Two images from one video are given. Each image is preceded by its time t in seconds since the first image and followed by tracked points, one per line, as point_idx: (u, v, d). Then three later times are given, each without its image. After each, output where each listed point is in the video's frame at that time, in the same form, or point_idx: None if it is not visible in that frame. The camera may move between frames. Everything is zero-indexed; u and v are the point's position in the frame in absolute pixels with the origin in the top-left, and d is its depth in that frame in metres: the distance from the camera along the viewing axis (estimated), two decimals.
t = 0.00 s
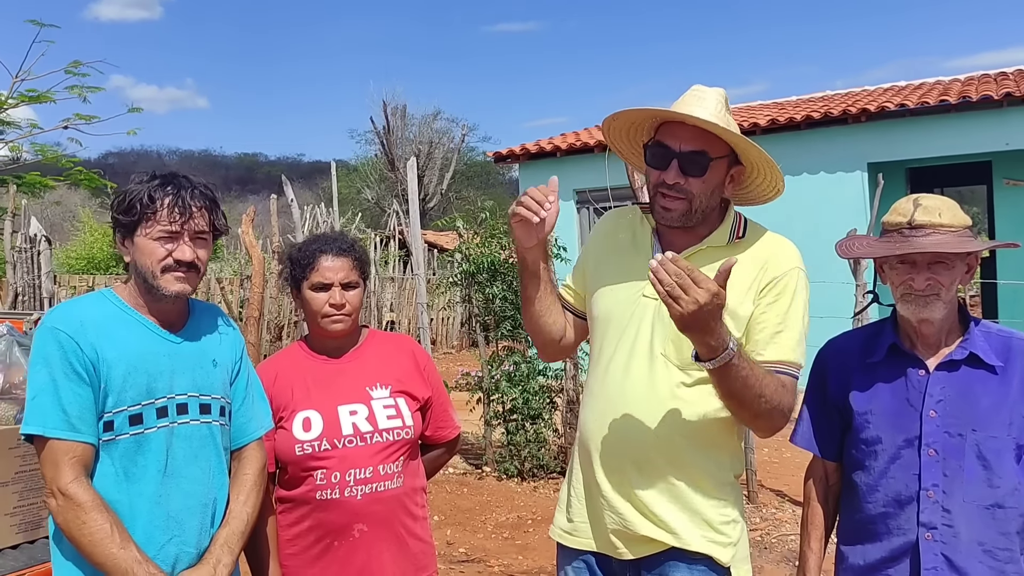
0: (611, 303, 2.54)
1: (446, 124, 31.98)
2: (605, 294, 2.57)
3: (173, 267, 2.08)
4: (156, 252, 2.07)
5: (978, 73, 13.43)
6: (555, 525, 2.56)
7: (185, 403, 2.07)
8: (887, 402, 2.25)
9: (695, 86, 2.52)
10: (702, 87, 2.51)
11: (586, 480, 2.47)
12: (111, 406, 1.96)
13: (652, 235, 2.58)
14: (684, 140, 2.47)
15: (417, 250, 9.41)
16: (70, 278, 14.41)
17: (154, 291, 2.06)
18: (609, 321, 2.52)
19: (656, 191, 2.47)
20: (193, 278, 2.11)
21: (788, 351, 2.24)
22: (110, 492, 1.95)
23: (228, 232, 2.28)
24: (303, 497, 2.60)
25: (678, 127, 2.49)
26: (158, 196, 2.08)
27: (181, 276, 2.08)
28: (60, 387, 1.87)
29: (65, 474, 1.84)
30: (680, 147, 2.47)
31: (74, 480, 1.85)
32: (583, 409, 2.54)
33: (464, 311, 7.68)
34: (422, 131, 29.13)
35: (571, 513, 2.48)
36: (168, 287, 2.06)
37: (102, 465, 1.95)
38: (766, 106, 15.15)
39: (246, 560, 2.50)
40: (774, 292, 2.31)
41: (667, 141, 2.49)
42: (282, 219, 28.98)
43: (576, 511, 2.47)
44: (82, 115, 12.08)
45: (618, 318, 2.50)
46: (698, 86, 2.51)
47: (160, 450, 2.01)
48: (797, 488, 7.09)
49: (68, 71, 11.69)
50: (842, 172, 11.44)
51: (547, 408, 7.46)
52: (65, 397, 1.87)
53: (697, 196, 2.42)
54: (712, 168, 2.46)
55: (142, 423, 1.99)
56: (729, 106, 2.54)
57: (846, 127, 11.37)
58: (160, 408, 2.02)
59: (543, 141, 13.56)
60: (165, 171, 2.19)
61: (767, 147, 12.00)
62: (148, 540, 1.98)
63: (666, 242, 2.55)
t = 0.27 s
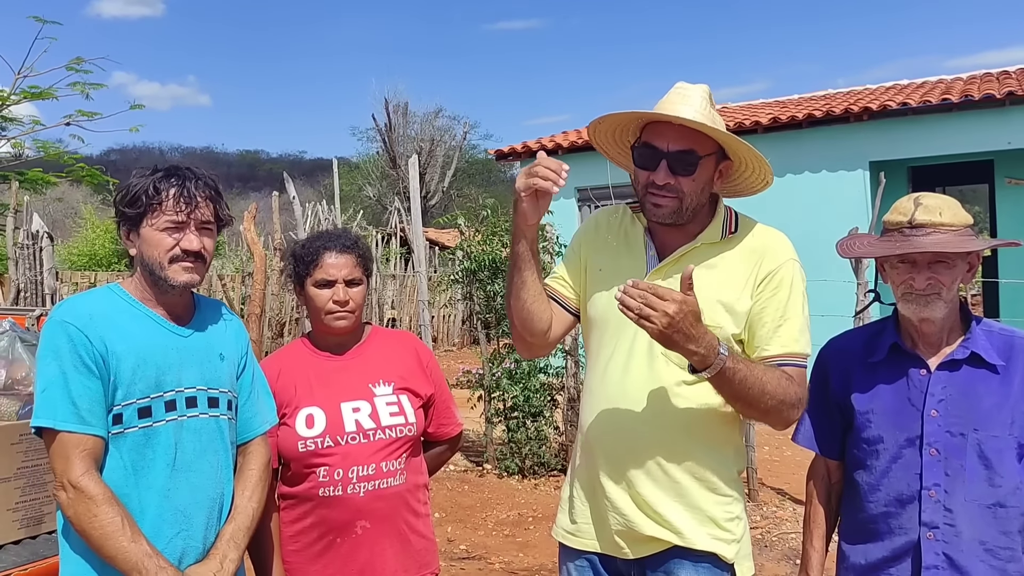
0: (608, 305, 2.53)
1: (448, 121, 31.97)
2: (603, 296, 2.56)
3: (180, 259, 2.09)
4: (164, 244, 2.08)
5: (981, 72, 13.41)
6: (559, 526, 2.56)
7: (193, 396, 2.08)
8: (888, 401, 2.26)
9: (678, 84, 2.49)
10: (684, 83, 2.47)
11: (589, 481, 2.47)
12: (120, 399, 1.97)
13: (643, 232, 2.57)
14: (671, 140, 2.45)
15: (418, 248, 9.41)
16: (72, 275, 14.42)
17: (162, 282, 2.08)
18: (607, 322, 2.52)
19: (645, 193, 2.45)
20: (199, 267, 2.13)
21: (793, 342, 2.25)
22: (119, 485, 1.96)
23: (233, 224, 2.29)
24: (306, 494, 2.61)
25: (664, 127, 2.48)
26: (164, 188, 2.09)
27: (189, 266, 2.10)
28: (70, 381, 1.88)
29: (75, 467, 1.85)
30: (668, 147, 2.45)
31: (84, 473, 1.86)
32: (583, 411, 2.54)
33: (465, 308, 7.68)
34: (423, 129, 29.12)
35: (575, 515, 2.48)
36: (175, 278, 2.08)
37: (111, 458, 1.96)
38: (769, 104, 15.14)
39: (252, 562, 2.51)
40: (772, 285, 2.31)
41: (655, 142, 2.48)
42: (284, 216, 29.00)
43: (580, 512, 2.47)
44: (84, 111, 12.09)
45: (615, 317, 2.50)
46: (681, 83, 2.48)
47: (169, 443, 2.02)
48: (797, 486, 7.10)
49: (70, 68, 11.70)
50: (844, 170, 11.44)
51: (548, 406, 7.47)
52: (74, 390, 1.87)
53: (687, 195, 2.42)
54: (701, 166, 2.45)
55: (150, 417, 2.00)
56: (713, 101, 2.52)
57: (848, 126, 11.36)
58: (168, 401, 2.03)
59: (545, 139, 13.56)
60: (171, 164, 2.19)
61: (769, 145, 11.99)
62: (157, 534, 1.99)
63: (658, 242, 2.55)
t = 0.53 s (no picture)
0: (606, 311, 2.48)
1: (450, 120, 31.97)
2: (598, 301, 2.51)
3: (189, 261, 2.09)
4: (172, 245, 2.08)
5: (983, 71, 13.39)
6: (564, 533, 2.52)
7: (197, 394, 2.08)
8: (889, 401, 2.26)
9: (650, 87, 2.48)
10: (657, 85, 2.46)
11: (600, 490, 2.44)
12: (124, 396, 1.97)
13: (627, 233, 2.55)
14: (655, 147, 2.43)
15: (420, 246, 9.42)
16: (74, 272, 14.43)
17: (170, 284, 2.07)
18: (606, 329, 2.47)
19: (635, 202, 2.44)
20: (207, 271, 2.12)
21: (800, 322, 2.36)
22: (123, 482, 1.96)
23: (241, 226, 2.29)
24: (308, 492, 2.61)
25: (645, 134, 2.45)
26: (175, 190, 2.09)
27: (196, 269, 2.10)
28: (75, 378, 1.88)
29: (79, 463, 1.85)
30: (653, 155, 2.43)
31: (87, 470, 1.86)
32: (583, 419, 2.48)
33: (466, 307, 7.69)
34: (425, 127, 29.12)
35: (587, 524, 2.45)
36: (184, 280, 2.07)
37: (116, 454, 1.96)
38: (771, 103, 15.14)
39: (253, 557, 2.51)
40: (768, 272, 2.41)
41: (637, 151, 2.45)
42: (285, 214, 29.02)
43: (591, 521, 2.44)
44: (87, 109, 12.10)
45: (614, 323, 2.46)
46: (654, 86, 2.47)
47: (172, 441, 2.02)
48: (798, 485, 7.10)
49: (72, 66, 11.71)
50: (846, 169, 11.43)
51: (549, 404, 7.48)
52: (79, 386, 1.88)
53: (677, 199, 2.44)
54: (688, 169, 2.46)
55: (154, 414, 2.01)
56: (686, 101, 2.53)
57: (850, 125, 11.34)
58: (172, 399, 2.03)
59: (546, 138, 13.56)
60: (180, 164, 2.19)
61: (771, 144, 11.97)
62: (160, 531, 1.99)
63: (644, 242, 2.55)
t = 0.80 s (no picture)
0: (603, 324, 2.42)
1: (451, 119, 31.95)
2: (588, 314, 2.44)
3: (193, 263, 2.10)
4: (177, 247, 2.08)
5: (984, 71, 13.39)
6: (573, 542, 2.49)
7: (199, 392, 2.08)
8: (889, 401, 2.26)
9: (620, 96, 2.48)
10: (627, 93, 2.47)
11: (615, 499, 2.42)
12: (126, 394, 1.97)
13: (608, 241, 2.51)
14: (637, 157, 2.43)
15: (420, 245, 9.42)
16: (75, 270, 14.43)
17: (173, 285, 2.08)
18: (606, 342, 2.42)
19: (622, 213, 2.43)
20: (211, 274, 2.13)
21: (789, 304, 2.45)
22: (125, 480, 1.97)
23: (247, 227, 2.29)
24: (309, 490, 2.61)
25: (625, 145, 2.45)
26: (182, 193, 2.09)
27: (200, 272, 2.10)
28: (77, 377, 1.89)
29: (81, 461, 1.86)
30: (637, 165, 2.43)
31: (89, 468, 1.86)
32: (591, 431, 2.44)
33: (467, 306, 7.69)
34: (426, 126, 29.11)
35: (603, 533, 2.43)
36: (187, 283, 2.08)
37: (117, 452, 1.97)
38: (771, 102, 15.14)
39: (254, 556, 2.52)
40: (754, 258, 2.48)
41: (620, 162, 2.44)
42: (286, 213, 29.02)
43: (608, 530, 2.43)
44: (88, 107, 12.09)
45: (613, 334, 2.42)
46: (624, 94, 2.48)
47: (174, 439, 2.03)
48: (798, 485, 7.10)
49: (73, 64, 11.69)
50: (847, 169, 11.42)
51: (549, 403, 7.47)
52: (81, 384, 1.89)
53: (664, 204, 2.45)
54: (671, 173, 2.48)
55: (156, 412, 2.01)
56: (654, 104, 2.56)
57: (851, 125, 11.34)
58: (174, 397, 2.03)
59: (547, 137, 13.56)
60: (187, 164, 2.19)
61: (772, 144, 11.97)
62: (162, 529, 2.00)
63: (626, 247, 2.52)
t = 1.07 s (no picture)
0: (607, 331, 2.41)
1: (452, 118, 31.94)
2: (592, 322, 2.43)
3: (193, 264, 2.10)
4: (178, 248, 2.08)
5: (985, 71, 13.38)
6: (579, 547, 2.46)
7: (200, 391, 2.08)
8: (889, 401, 2.26)
9: (612, 103, 2.47)
10: (620, 100, 2.46)
11: (623, 502, 2.41)
12: (127, 392, 1.98)
13: (603, 249, 2.49)
14: (633, 165, 2.43)
15: (420, 244, 9.41)
16: (76, 269, 14.42)
17: (173, 286, 2.08)
18: (609, 349, 2.41)
19: (620, 221, 2.43)
20: (210, 275, 2.13)
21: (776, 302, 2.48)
22: (126, 478, 1.97)
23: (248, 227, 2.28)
24: (310, 489, 2.62)
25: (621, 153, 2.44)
26: (183, 193, 2.09)
27: (199, 273, 2.10)
28: (78, 374, 1.89)
29: (81, 459, 1.86)
30: (634, 173, 2.43)
31: (89, 466, 1.86)
32: (598, 435, 2.43)
33: (467, 305, 7.69)
34: (426, 125, 29.09)
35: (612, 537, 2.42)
36: (187, 283, 2.08)
37: (118, 450, 1.97)
38: (772, 102, 15.13)
39: (255, 555, 2.53)
40: (743, 259, 2.49)
41: (618, 170, 2.43)
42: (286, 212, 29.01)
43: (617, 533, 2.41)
44: (88, 106, 12.08)
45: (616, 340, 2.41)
46: (616, 101, 2.47)
47: (174, 437, 2.03)
48: (798, 484, 7.11)
49: (74, 62, 11.67)
50: (847, 169, 11.42)
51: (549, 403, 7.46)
52: (82, 382, 1.89)
53: (660, 210, 2.45)
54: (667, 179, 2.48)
55: (157, 411, 2.01)
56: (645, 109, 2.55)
57: (851, 125, 11.33)
58: (175, 395, 2.03)
59: (548, 136, 13.56)
60: (187, 163, 2.19)
61: (772, 144, 11.96)
62: (163, 527, 2.00)
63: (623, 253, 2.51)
